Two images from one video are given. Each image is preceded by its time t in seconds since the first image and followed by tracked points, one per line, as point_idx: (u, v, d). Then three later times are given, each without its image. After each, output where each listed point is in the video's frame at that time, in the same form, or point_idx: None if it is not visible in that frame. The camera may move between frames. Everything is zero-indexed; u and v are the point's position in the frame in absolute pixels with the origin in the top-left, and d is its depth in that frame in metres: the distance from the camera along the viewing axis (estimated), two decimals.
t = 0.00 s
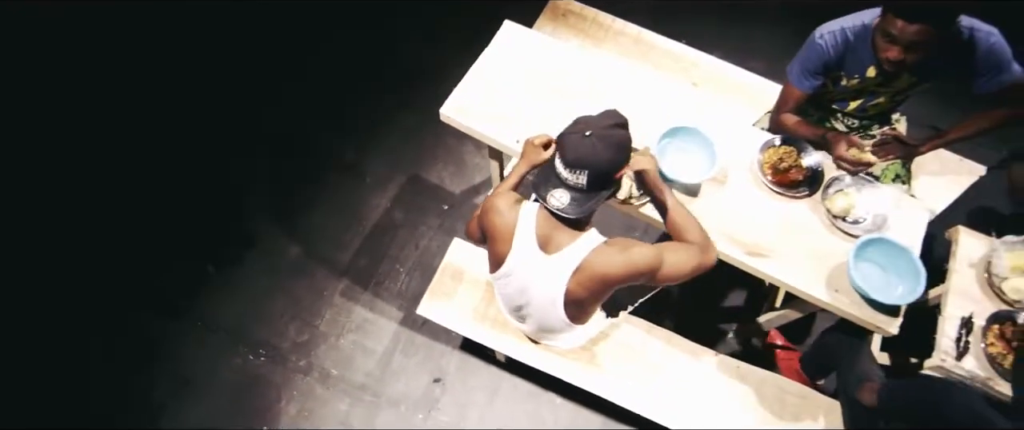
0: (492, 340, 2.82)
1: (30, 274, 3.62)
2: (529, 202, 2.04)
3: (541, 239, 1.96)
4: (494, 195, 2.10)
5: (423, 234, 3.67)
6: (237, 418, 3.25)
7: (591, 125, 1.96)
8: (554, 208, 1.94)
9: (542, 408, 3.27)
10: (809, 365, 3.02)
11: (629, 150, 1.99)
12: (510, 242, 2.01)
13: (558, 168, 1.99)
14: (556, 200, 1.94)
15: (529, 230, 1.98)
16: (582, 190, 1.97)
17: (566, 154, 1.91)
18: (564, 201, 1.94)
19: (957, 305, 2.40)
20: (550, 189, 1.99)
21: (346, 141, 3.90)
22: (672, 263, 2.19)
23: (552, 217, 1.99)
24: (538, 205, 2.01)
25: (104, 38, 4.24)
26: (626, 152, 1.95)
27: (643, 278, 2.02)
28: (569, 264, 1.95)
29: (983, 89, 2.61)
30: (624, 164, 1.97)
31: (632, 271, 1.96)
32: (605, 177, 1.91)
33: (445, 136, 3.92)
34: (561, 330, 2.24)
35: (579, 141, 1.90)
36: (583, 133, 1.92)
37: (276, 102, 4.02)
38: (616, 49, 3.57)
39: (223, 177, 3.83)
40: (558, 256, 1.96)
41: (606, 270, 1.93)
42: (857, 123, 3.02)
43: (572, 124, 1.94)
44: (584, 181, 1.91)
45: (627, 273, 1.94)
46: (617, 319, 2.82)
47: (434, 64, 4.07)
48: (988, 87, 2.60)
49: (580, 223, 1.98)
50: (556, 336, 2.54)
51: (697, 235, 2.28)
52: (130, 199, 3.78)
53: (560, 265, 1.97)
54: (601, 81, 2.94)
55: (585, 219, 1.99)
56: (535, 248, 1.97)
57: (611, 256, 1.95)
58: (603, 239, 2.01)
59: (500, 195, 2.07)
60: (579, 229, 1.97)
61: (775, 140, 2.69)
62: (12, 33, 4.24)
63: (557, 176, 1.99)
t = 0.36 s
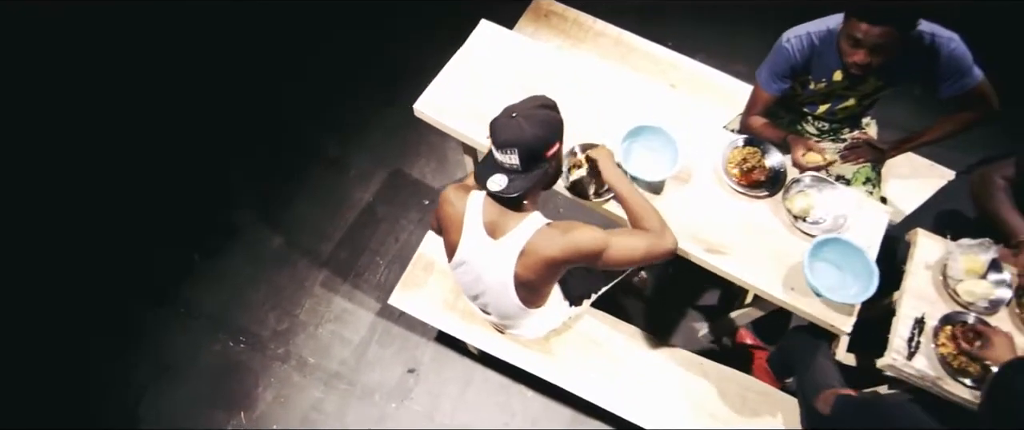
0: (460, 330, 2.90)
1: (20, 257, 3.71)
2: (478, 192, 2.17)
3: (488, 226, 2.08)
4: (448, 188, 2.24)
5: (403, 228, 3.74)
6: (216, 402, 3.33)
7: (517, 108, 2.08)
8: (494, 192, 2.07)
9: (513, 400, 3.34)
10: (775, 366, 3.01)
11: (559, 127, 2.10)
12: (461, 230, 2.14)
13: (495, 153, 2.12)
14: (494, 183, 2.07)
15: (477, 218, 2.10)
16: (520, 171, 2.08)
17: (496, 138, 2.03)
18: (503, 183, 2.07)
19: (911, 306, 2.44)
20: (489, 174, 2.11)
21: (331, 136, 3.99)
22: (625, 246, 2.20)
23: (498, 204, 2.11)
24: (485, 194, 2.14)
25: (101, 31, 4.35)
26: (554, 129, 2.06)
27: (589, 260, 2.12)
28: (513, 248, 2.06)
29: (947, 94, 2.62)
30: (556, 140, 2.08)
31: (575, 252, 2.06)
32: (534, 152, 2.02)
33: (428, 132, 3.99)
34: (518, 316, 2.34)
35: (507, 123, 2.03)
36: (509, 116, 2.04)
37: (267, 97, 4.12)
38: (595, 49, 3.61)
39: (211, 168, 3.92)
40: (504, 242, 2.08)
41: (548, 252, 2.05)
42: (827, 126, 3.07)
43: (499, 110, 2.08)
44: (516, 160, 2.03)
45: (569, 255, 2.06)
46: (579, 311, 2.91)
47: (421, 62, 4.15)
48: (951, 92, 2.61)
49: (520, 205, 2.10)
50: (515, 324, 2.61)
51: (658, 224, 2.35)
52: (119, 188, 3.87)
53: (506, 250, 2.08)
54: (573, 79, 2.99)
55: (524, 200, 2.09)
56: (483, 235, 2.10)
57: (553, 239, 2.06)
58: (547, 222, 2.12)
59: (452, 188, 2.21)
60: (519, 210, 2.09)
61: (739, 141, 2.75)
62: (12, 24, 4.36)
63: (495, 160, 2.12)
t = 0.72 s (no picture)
0: (425, 325, 2.97)
1: None
2: (430, 188, 2.27)
3: (440, 221, 2.19)
4: (405, 183, 2.36)
5: (378, 227, 3.80)
6: (189, 397, 3.38)
7: (467, 109, 2.23)
8: (443, 187, 2.19)
9: (481, 396, 3.39)
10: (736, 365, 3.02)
11: (509, 127, 2.22)
12: (413, 224, 2.25)
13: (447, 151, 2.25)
14: (442, 178, 2.19)
15: (428, 215, 2.21)
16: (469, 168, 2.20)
17: (445, 136, 2.17)
18: (452, 179, 2.18)
19: (860, 302, 2.49)
20: (440, 171, 2.24)
21: (310, 136, 4.06)
22: (569, 260, 2.26)
23: (450, 201, 2.22)
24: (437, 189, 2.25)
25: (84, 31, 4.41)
26: (502, 129, 2.18)
27: (531, 263, 2.23)
28: (461, 242, 2.18)
29: (901, 94, 2.62)
30: (504, 140, 2.20)
31: (517, 252, 2.16)
32: (479, 150, 2.14)
33: (406, 134, 4.06)
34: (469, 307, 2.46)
35: (456, 121, 2.17)
36: (458, 115, 2.19)
37: (248, 98, 4.19)
38: (567, 52, 3.68)
39: (191, 168, 3.99)
40: (453, 236, 2.19)
41: (491, 247, 2.16)
42: (787, 127, 3.12)
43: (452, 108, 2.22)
44: (463, 157, 2.15)
45: (512, 254, 2.17)
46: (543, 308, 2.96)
47: (400, 66, 4.23)
48: (904, 93, 2.62)
49: (469, 201, 2.20)
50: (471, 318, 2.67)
51: (606, 245, 2.40)
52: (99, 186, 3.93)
53: (455, 244, 2.18)
54: (543, 81, 3.04)
55: (474, 196, 2.19)
56: (434, 229, 2.20)
57: (498, 235, 2.17)
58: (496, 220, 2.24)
59: (408, 186, 2.33)
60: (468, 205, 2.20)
61: (697, 141, 2.81)
62: None
63: (447, 158, 2.25)
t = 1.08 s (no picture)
0: (387, 323, 3.01)
1: None
2: (379, 188, 2.32)
3: (387, 220, 2.24)
4: (356, 184, 2.40)
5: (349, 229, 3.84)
6: (158, 398, 3.42)
7: (412, 111, 2.26)
8: (390, 189, 2.23)
9: (448, 394, 3.43)
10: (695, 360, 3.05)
11: (453, 129, 2.25)
12: (363, 224, 2.30)
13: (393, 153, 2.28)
14: (389, 180, 2.23)
15: (376, 214, 2.27)
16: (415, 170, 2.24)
17: (390, 140, 2.20)
18: (399, 182, 2.22)
19: (806, 294, 2.54)
20: (388, 172, 2.28)
21: (282, 140, 4.10)
22: (515, 235, 2.29)
23: (398, 202, 2.27)
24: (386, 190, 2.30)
25: (21, 41, 4.40)
26: (446, 132, 2.21)
27: (481, 251, 2.25)
28: (408, 241, 2.23)
29: (845, 90, 2.69)
30: (448, 143, 2.23)
31: (464, 242, 2.20)
32: (423, 154, 2.17)
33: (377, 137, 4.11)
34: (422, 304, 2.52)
35: (399, 126, 2.19)
36: (402, 118, 2.22)
37: (221, 102, 4.22)
38: (532, 55, 3.76)
39: (163, 171, 4.01)
40: (401, 235, 2.24)
41: (439, 246, 2.20)
42: (744, 125, 3.19)
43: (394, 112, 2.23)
44: (408, 161, 2.19)
45: (458, 248, 2.20)
46: (504, 305, 3.01)
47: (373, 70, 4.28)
48: (849, 89, 2.68)
49: (418, 203, 2.26)
50: (426, 313, 2.71)
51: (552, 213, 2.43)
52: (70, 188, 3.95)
53: (403, 242, 2.24)
54: (508, 83, 3.09)
55: (422, 198, 2.25)
56: (382, 229, 2.26)
57: (444, 233, 2.21)
58: (443, 218, 2.29)
59: (357, 187, 2.38)
60: (415, 207, 2.25)
61: (650, 138, 2.86)
62: None
63: (393, 160, 2.28)
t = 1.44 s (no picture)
0: (352, 320, 3.05)
1: None
2: (333, 180, 2.45)
3: (339, 208, 2.36)
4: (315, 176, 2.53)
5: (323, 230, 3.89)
6: (130, 396, 3.45)
7: (357, 101, 2.40)
8: (341, 177, 2.38)
9: (417, 392, 3.45)
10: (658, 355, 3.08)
11: (398, 116, 2.39)
12: (318, 213, 2.42)
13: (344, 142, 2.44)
14: (340, 168, 2.39)
15: (330, 202, 2.39)
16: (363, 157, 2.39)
17: (337, 130, 2.37)
18: (349, 169, 2.37)
19: (758, 289, 2.57)
20: (341, 161, 2.44)
21: (260, 143, 4.16)
22: (464, 222, 2.36)
23: (350, 190, 2.39)
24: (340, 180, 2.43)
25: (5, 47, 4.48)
26: (389, 117, 2.36)
27: (429, 235, 2.33)
28: (357, 227, 2.33)
29: (797, 90, 2.74)
30: (393, 128, 2.37)
31: (410, 226, 2.28)
32: (368, 139, 2.32)
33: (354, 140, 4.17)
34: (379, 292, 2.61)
35: (345, 114, 2.35)
36: (347, 107, 2.37)
37: (200, 106, 4.28)
38: (503, 60, 3.84)
39: (141, 173, 4.06)
40: (351, 222, 2.35)
41: (386, 230, 2.29)
42: (705, 125, 3.25)
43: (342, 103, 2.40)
44: (355, 148, 2.33)
45: (406, 232, 2.28)
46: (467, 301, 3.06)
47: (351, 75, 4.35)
48: (801, 89, 2.73)
49: (368, 189, 2.39)
50: (387, 308, 2.76)
51: (504, 203, 2.49)
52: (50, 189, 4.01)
53: (353, 228, 2.34)
54: (473, 84, 3.16)
55: (371, 184, 2.39)
56: (334, 216, 2.38)
57: (392, 219, 2.30)
58: (392, 205, 2.39)
59: (316, 179, 2.52)
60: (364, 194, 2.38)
61: (606, 138, 2.92)
62: None
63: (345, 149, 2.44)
